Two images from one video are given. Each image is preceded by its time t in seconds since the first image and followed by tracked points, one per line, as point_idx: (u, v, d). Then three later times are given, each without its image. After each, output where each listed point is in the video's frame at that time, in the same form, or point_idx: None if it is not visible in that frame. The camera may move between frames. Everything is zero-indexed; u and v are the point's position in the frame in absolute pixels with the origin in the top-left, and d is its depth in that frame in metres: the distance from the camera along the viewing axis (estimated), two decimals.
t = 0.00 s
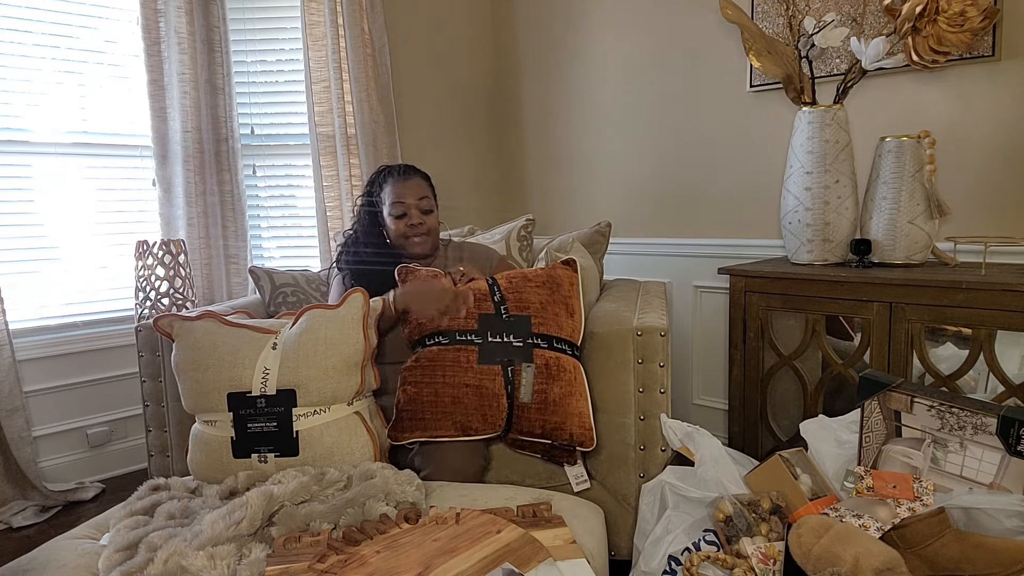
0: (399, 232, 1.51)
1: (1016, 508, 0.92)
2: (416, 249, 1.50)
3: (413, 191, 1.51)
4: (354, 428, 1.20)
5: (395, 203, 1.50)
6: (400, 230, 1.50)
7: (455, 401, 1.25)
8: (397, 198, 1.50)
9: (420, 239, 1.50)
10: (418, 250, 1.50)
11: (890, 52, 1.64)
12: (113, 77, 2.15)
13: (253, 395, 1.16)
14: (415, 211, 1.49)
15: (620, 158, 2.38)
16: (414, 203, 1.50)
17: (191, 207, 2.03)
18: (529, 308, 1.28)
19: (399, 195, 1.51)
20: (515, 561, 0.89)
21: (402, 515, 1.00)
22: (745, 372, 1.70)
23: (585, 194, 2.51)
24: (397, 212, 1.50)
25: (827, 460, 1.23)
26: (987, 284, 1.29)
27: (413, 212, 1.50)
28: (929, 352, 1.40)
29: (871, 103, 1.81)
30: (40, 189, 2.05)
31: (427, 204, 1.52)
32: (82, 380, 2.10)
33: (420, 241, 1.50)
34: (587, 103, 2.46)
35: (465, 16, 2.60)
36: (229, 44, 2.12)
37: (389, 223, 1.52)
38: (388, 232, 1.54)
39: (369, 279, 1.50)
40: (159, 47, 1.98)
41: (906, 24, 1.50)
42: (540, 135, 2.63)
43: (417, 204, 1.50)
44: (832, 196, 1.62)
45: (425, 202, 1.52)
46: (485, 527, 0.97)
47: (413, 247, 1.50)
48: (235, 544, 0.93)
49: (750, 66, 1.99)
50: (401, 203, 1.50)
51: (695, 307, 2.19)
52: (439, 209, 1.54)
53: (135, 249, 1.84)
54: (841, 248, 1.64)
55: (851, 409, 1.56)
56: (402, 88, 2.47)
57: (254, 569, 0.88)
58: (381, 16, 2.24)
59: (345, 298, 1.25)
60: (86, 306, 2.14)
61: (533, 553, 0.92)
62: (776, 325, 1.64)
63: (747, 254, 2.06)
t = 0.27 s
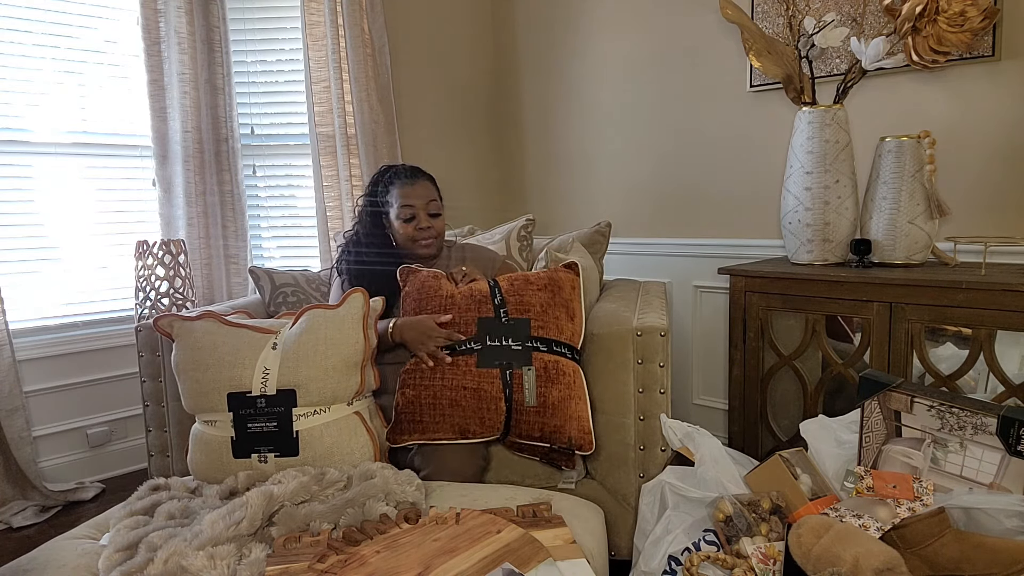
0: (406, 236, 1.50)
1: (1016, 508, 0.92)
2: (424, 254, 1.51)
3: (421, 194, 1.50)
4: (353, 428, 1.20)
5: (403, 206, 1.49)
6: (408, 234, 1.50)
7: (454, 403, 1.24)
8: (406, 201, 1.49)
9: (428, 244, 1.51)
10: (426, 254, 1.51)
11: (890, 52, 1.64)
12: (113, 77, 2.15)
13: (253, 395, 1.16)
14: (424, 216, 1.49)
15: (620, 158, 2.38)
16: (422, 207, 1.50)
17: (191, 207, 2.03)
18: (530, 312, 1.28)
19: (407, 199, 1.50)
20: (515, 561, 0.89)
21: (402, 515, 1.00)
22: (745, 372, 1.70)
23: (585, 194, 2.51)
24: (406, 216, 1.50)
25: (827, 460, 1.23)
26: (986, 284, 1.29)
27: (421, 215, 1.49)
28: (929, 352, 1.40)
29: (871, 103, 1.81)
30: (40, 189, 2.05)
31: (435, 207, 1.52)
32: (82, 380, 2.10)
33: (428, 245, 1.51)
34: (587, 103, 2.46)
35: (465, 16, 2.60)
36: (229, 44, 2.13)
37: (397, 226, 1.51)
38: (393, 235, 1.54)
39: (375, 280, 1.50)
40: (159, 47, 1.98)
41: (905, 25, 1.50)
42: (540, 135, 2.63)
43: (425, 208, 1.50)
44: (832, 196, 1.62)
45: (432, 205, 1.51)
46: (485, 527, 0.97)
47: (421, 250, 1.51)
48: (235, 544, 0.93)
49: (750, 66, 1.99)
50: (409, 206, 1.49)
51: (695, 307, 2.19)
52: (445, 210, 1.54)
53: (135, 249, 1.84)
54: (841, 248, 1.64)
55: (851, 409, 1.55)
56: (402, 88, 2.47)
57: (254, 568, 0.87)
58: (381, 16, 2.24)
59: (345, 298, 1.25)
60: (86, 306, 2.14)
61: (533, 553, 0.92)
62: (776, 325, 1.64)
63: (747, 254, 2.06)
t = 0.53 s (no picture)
0: (407, 234, 1.51)
1: (1016, 508, 0.92)
2: (424, 252, 1.51)
3: (424, 192, 1.50)
4: (354, 428, 1.20)
5: (405, 204, 1.50)
6: (410, 232, 1.50)
7: (453, 400, 1.24)
8: (408, 199, 1.50)
9: (430, 243, 1.51)
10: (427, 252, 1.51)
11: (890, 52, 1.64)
12: (113, 77, 2.15)
13: (253, 395, 1.16)
14: (426, 214, 1.49)
15: (620, 158, 2.38)
16: (425, 205, 1.49)
17: (191, 207, 2.03)
18: (534, 313, 1.28)
19: (410, 197, 1.50)
20: (515, 561, 0.89)
21: (402, 515, 1.00)
22: (745, 372, 1.70)
23: (585, 194, 2.51)
24: (408, 214, 1.50)
25: (827, 460, 1.23)
26: (986, 284, 1.29)
27: (424, 213, 1.49)
28: (929, 352, 1.40)
29: (871, 103, 1.80)
30: (40, 189, 2.05)
31: (437, 205, 1.52)
32: (81, 380, 2.10)
33: (429, 244, 1.51)
34: (587, 103, 2.46)
35: (465, 16, 2.60)
36: (229, 44, 2.13)
37: (400, 224, 1.51)
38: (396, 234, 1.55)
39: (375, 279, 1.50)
40: (159, 47, 1.98)
41: (906, 24, 1.50)
42: (540, 135, 2.62)
43: (428, 206, 1.50)
44: (833, 195, 1.62)
45: (435, 203, 1.51)
46: (485, 527, 0.97)
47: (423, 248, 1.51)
48: (235, 544, 0.93)
49: (750, 66, 1.99)
50: (411, 204, 1.49)
51: (695, 307, 2.19)
52: (448, 209, 1.54)
53: (135, 249, 1.84)
54: (841, 248, 1.64)
55: (851, 409, 1.55)
56: (402, 88, 2.47)
57: (253, 569, 0.87)
58: (381, 16, 2.24)
59: (345, 298, 1.25)
60: (86, 306, 2.14)
61: (533, 553, 0.92)
62: (776, 325, 1.64)
63: (747, 254, 2.06)
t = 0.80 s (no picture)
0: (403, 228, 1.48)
1: (1015, 508, 0.92)
2: (418, 249, 1.49)
3: (425, 189, 1.49)
4: (354, 428, 1.20)
5: (404, 199, 1.47)
6: (406, 226, 1.48)
7: (456, 406, 1.24)
8: (407, 193, 1.47)
9: (425, 239, 1.49)
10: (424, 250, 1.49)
11: (890, 52, 1.64)
12: (113, 77, 2.15)
13: (253, 396, 1.16)
14: (424, 210, 1.47)
15: (620, 158, 2.38)
16: (425, 201, 1.48)
17: (191, 207, 2.03)
18: (539, 319, 1.27)
19: (410, 191, 1.47)
20: (515, 561, 0.89)
21: (402, 515, 1.00)
22: (745, 372, 1.70)
23: (585, 194, 2.51)
24: (406, 208, 1.48)
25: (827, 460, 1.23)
26: (986, 284, 1.29)
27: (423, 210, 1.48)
28: (929, 352, 1.40)
29: (871, 103, 1.80)
30: (40, 189, 2.05)
31: (436, 203, 1.50)
32: (81, 380, 2.10)
33: (424, 241, 1.49)
34: (588, 103, 2.46)
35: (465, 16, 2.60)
36: (229, 44, 2.13)
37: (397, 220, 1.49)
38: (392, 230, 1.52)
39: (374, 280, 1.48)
40: (159, 47, 1.98)
41: (905, 24, 1.51)
42: (540, 135, 2.62)
43: (427, 203, 1.48)
44: (833, 195, 1.62)
45: (435, 200, 1.50)
46: (485, 527, 0.97)
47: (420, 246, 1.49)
48: (235, 544, 0.93)
49: (750, 67, 1.99)
50: (411, 199, 1.47)
51: (695, 307, 2.19)
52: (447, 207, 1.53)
53: (135, 249, 1.84)
54: (841, 248, 1.64)
55: (851, 409, 1.55)
56: (402, 88, 2.46)
57: (253, 569, 0.87)
58: (381, 16, 2.24)
59: (345, 298, 1.25)
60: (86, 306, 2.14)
61: (533, 553, 0.92)
62: (776, 325, 1.64)
63: (747, 254, 2.06)
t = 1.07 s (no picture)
0: (404, 229, 1.49)
1: (1015, 508, 0.92)
2: (418, 250, 1.49)
3: (426, 190, 1.50)
4: (354, 429, 1.20)
5: (405, 199, 1.48)
6: (406, 227, 1.48)
7: (455, 412, 1.23)
8: (409, 193, 1.49)
9: (425, 241, 1.49)
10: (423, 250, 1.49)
11: (890, 52, 1.64)
12: (113, 77, 2.15)
13: (252, 396, 1.16)
14: (425, 210, 1.48)
15: (620, 158, 2.38)
16: (426, 202, 1.49)
17: (191, 207, 2.03)
18: (537, 323, 1.26)
19: (411, 192, 1.49)
20: (515, 562, 0.89)
21: (402, 515, 1.00)
22: (745, 372, 1.70)
23: (585, 194, 2.51)
24: (407, 209, 1.48)
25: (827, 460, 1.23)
26: (986, 284, 1.29)
27: (423, 210, 1.48)
28: (929, 352, 1.40)
29: (871, 103, 1.80)
30: (40, 189, 2.05)
31: (438, 205, 1.51)
32: (81, 380, 2.10)
33: (423, 242, 1.49)
34: (588, 103, 2.45)
35: (465, 15, 2.60)
36: (229, 44, 2.13)
37: (397, 220, 1.50)
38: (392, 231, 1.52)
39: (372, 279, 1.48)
40: (159, 47, 1.98)
41: (906, 24, 1.50)
42: (540, 135, 2.62)
43: (428, 204, 1.49)
44: (833, 196, 1.62)
45: (436, 201, 1.50)
46: (485, 527, 0.97)
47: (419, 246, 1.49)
48: (235, 544, 0.93)
49: (750, 66, 1.99)
50: (413, 199, 1.48)
51: (695, 307, 2.19)
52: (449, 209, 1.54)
53: (135, 249, 1.84)
54: (841, 248, 1.64)
55: (851, 409, 1.55)
56: (402, 88, 2.46)
57: (253, 569, 0.87)
58: (381, 16, 2.24)
59: (345, 298, 1.26)
60: (86, 306, 2.14)
61: (533, 553, 0.92)
62: (776, 325, 1.64)
63: (747, 254, 2.06)
